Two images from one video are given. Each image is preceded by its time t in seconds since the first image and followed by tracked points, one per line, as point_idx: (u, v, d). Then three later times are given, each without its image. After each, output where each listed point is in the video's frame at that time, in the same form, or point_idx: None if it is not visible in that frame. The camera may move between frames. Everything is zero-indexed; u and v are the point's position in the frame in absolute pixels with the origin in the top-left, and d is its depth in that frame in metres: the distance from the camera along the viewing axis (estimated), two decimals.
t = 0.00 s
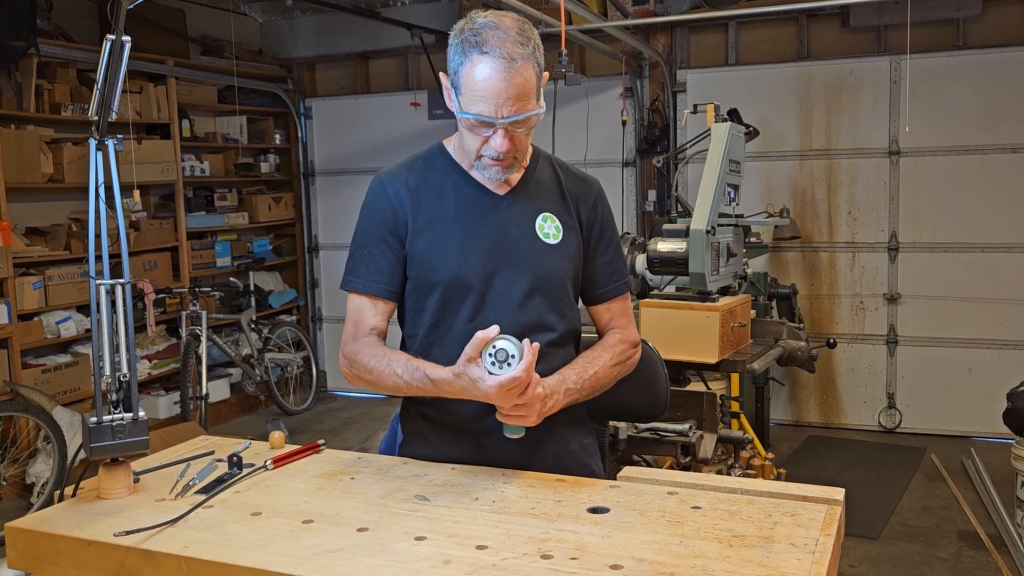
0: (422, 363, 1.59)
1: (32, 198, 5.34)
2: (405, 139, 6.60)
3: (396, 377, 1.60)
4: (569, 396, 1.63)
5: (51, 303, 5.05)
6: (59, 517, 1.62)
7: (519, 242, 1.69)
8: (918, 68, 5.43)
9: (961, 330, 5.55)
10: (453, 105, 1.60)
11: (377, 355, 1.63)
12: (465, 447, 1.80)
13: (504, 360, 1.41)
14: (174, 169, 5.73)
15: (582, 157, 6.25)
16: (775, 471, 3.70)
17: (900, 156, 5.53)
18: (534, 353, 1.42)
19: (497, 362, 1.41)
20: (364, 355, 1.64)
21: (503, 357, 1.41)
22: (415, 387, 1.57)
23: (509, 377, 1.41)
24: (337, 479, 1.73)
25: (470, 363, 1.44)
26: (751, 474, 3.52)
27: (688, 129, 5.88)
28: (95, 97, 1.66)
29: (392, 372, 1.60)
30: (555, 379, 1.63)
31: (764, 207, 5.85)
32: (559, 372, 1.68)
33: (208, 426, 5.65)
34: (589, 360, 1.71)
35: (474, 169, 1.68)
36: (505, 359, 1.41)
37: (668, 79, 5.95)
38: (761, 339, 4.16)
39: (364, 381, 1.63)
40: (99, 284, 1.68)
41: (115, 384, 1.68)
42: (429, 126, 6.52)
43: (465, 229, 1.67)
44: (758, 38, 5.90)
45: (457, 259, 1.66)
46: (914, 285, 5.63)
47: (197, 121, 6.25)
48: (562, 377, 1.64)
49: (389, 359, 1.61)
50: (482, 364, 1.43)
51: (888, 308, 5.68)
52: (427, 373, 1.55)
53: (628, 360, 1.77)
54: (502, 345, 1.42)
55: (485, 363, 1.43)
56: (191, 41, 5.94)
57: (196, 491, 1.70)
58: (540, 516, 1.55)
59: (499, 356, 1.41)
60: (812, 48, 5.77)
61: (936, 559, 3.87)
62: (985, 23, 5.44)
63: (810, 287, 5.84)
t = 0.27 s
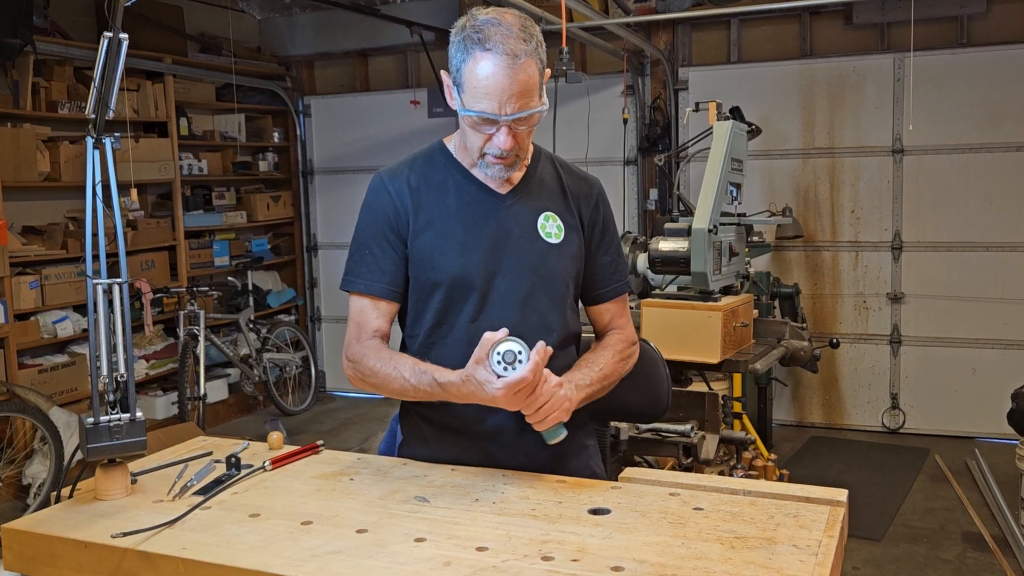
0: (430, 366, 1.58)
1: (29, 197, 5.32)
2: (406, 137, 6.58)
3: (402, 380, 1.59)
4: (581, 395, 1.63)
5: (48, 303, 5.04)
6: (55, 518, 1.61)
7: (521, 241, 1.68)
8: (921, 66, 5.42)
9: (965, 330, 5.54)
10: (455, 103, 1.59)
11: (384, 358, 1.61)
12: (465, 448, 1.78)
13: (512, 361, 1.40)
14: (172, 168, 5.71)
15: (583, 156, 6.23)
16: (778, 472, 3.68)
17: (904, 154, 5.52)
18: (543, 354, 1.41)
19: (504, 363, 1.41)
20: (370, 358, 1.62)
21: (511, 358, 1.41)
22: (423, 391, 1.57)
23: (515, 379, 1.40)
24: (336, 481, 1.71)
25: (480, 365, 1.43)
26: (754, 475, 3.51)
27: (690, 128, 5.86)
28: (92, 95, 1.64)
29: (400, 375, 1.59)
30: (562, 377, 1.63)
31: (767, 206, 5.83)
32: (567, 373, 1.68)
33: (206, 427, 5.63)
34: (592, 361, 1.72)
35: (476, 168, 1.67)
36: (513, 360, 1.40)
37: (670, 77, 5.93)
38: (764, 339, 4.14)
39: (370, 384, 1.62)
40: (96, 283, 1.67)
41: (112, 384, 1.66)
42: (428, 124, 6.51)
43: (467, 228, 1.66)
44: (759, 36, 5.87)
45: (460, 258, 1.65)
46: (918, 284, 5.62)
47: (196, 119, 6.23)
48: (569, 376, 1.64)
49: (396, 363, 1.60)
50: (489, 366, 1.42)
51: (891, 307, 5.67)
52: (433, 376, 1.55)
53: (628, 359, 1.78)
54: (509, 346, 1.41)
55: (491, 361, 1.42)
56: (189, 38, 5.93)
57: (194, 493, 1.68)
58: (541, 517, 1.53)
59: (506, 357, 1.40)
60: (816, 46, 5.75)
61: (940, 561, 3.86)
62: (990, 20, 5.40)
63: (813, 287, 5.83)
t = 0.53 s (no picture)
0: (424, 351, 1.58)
1: (26, 196, 5.30)
2: (406, 136, 6.56)
3: (396, 366, 1.58)
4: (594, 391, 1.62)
5: (43, 303, 5.02)
6: (52, 519, 1.60)
7: (521, 241, 1.66)
8: (925, 64, 5.41)
9: (970, 330, 5.52)
10: (455, 103, 1.57)
11: (375, 350, 1.61)
12: (465, 449, 1.77)
13: (515, 374, 1.41)
14: (169, 166, 5.70)
15: (585, 154, 6.22)
16: (781, 473, 3.66)
17: (907, 152, 5.51)
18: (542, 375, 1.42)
19: (508, 374, 1.41)
20: (363, 352, 1.61)
21: (514, 371, 1.41)
22: (418, 374, 1.56)
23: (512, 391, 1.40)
24: (335, 481, 1.70)
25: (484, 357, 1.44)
26: (756, 475, 3.49)
27: (692, 126, 5.85)
28: (89, 92, 1.63)
29: (394, 362, 1.58)
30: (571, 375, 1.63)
31: (770, 205, 5.82)
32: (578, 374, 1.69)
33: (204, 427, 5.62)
34: (601, 361, 1.72)
35: (476, 168, 1.66)
36: (515, 375, 1.41)
37: (672, 75, 5.91)
38: (766, 339, 4.13)
39: (362, 376, 1.61)
40: (94, 283, 1.65)
41: (109, 384, 1.65)
42: (428, 122, 6.49)
43: (467, 228, 1.65)
44: (762, 33, 5.85)
45: (460, 258, 1.63)
46: (921, 284, 5.60)
47: (194, 118, 6.22)
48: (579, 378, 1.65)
49: (389, 352, 1.60)
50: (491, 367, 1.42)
51: (895, 307, 5.66)
52: (432, 362, 1.54)
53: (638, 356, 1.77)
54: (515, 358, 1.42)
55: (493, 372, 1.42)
56: (187, 36, 5.92)
57: (192, 494, 1.67)
58: (541, 519, 1.52)
59: (508, 370, 1.41)
60: (818, 44, 5.74)
61: (944, 562, 3.85)
62: (994, 17, 5.38)
63: (816, 286, 5.81)
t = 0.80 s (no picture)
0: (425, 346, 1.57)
1: (22, 194, 5.29)
2: (406, 135, 6.54)
3: (398, 363, 1.57)
4: (601, 388, 1.61)
5: (41, 302, 5.01)
6: (49, 521, 1.58)
7: (521, 241, 1.65)
8: (929, 61, 5.39)
9: (974, 330, 5.51)
10: (452, 105, 1.56)
11: (377, 346, 1.60)
12: (465, 450, 1.76)
13: (513, 341, 1.39)
14: (167, 165, 5.69)
15: (585, 153, 6.20)
16: (783, 474, 3.64)
17: (911, 151, 5.50)
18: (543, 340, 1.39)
19: (506, 342, 1.39)
20: (364, 350, 1.60)
21: (512, 338, 1.39)
22: (421, 371, 1.55)
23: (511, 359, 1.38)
24: (334, 483, 1.69)
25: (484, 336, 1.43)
26: (759, 476, 3.48)
27: (694, 124, 5.83)
28: (86, 91, 1.62)
29: (396, 359, 1.57)
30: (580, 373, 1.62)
31: (772, 204, 5.80)
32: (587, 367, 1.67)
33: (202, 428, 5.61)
34: (612, 355, 1.70)
35: (476, 168, 1.65)
36: (513, 339, 1.39)
37: (673, 72, 5.89)
38: (768, 339, 4.11)
39: (365, 374, 1.59)
40: (91, 282, 1.64)
41: (106, 384, 1.64)
42: (427, 121, 6.48)
43: (467, 228, 1.63)
44: (763, 31, 5.83)
45: (460, 258, 1.62)
46: (925, 284, 5.59)
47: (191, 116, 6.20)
48: (590, 372, 1.64)
49: (390, 349, 1.59)
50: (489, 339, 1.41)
51: (898, 307, 5.64)
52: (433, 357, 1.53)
53: (650, 351, 1.75)
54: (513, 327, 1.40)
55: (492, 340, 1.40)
56: (185, 33, 5.91)
57: (190, 495, 1.66)
58: (542, 520, 1.51)
59: (506, 336, 1.39)
60: (821, 42, 5.72)
61: (948, 564, 3.83)
62: (998, 15, 5.37)
63: (819, 286, 5.79)
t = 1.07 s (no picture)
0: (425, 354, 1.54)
1: (19, 193, 5.27)
2: (406, 133, 6.53)
3: (398, 371, 1.55)
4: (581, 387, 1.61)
5: (38, 302, 5.00)
6: (45, 522, 1.57)
7: (520, 240, 1.64)
8: (932, 59, 5.38)
9: (978, 330, 5.50)
10: (443, 104, 1.55)
11: (377, 351, 1.58)
12: (465, 451, 1.74)
13: (501, 317, 1.36)
14: (165, 163, 5.67)
15: (586, 152, 6.18)
16: (786, 475, 3.63)
17: (914, 149, 5.48)
18: (531, 306, 1.35)
19: (494, 320, 1.36)
20: (363, 351, 1.59)
21: (500, 315, 1.36)
22: (420, 378, 1.52)
23: (507, 334, 1.34)
24: (333, 484, 1.68)
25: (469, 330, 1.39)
26: (761, 477, 3.47)
27: (696, 122, 5.82)
28: (83, 89, 1.60)
29: (394, 366, 1.55)
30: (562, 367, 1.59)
31: (774, 203, 5.79)
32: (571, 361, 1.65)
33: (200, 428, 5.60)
34: (601, 352, 1.68)
35: (472, 166, 1.64)
36: (503, 317, 1.36)
37: (675, 70, 5.88)
38: (771, 339, 4.10)
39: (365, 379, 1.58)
40: (88, 282, 1.63)
41: (103, 385, 1.63)
42: (427, 119, 6.47)
43: (466, 228, 1.62)
44: (766, 28, 5.81)
45: (458, 258, 1.61)
46: (928, 283, 5.58)
47: (190, 114, 6.18)
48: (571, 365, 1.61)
49: (390, 354, 1.57)
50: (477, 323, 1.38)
51: (902, 306, 5.63)
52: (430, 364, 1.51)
53: (643, 355, 1.73)
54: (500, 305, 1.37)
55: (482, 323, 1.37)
56: (183, 31, 5.90)
57: (188, 496, 1.65)
58: (542, 522, 1.49)
59: (495, 315, 1.36)
60: (823, 40, 5.71)
61: (952, 566, 3.82)
62: (1002, 12, 5.35)
63: (822, 286, 5.78)
